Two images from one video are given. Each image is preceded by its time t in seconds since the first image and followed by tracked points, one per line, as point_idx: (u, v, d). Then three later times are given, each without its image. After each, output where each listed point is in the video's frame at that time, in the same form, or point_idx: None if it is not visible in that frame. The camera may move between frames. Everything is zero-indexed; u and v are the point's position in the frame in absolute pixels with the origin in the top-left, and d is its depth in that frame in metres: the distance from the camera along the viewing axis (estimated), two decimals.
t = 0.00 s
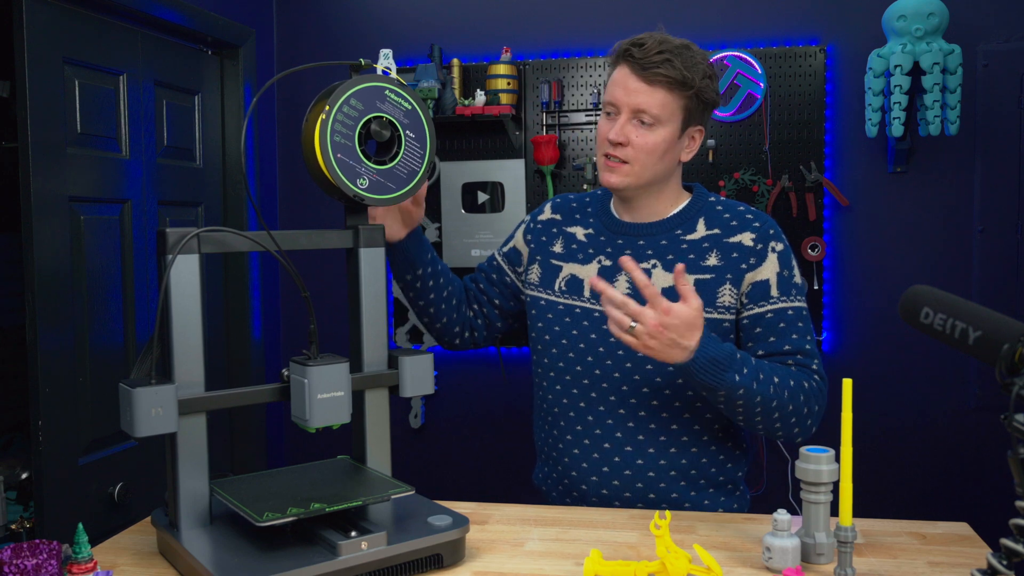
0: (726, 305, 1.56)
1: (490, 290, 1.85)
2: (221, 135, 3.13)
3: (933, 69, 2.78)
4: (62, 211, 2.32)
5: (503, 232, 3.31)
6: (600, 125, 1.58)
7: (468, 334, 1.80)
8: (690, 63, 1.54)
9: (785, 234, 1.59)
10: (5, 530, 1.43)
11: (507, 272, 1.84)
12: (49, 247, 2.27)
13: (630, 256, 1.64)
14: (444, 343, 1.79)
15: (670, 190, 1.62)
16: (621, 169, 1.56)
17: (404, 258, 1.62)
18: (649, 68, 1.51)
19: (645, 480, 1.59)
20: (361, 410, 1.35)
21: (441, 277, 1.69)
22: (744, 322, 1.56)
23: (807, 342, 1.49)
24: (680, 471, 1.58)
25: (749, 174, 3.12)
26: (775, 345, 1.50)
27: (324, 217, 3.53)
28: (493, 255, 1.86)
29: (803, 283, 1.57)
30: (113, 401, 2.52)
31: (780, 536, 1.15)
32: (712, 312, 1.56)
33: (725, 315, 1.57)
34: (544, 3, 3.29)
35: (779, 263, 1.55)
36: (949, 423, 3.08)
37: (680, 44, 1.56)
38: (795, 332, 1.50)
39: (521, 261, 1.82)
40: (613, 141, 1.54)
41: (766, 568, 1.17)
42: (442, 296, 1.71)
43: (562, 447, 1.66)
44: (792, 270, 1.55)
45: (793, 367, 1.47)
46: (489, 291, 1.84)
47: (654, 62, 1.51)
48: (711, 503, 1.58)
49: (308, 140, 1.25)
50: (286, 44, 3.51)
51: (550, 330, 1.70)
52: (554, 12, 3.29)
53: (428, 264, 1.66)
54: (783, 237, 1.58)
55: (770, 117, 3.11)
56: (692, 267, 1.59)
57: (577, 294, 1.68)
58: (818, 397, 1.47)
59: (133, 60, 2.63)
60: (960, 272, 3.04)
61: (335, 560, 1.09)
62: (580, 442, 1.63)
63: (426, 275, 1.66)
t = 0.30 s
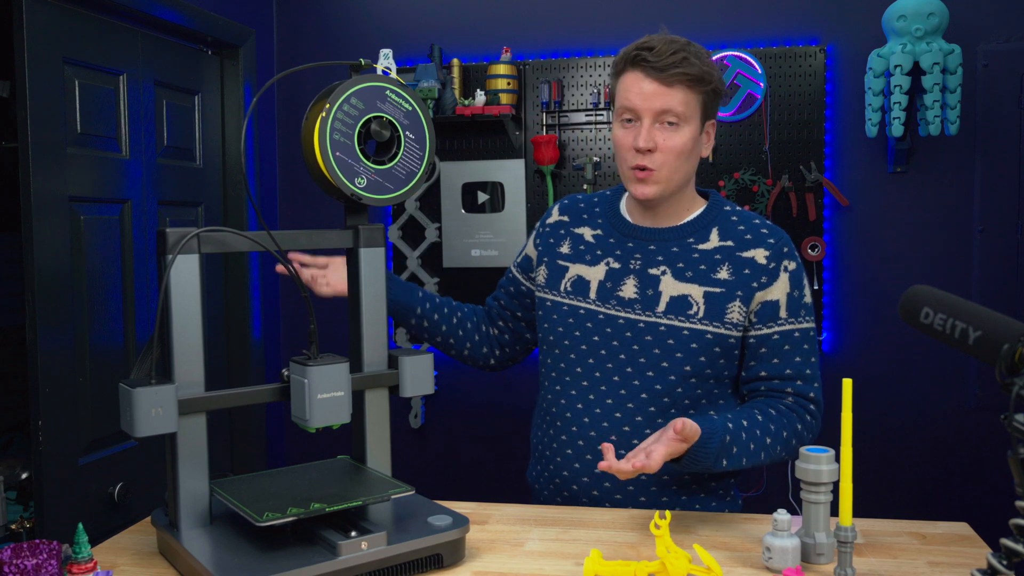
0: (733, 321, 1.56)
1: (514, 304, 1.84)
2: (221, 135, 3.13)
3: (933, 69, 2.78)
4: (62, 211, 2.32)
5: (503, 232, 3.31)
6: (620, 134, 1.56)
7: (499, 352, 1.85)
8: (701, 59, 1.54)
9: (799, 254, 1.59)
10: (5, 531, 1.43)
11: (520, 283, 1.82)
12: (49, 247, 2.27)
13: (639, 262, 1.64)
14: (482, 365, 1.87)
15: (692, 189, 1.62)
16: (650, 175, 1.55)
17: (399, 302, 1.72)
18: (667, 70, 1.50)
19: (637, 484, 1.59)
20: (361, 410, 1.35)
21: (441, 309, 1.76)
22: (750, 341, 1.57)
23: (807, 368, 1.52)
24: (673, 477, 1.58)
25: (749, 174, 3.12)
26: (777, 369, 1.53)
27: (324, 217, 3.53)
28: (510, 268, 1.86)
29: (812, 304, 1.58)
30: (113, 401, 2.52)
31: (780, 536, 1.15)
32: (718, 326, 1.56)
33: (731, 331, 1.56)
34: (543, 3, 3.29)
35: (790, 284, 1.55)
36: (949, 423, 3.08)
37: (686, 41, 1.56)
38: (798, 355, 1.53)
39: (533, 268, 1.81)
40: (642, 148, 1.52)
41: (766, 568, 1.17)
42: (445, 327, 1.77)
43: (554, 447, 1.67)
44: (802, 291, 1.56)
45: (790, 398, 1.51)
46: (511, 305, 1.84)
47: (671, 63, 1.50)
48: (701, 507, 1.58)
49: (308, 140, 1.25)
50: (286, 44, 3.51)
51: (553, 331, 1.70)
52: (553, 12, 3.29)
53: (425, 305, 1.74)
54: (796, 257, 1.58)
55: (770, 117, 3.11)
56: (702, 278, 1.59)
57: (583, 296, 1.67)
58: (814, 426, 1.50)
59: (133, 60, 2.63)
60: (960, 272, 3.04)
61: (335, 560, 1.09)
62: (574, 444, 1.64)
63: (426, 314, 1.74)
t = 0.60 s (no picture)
0: (733, 318, 1.56)
1: (513, 310, 1.86)
2: (221, 135, 3.13)
3: (933, 69, 2.78)
4: (62, 211, 2.32)
5: (503, 231, 3.31)
6: (605, 136, 1.57)
7: (502, 358, 1.85)
8: (679, 56, 1.54)
9: (797, 248, 1.59)
10: (5, 530, 1.43)
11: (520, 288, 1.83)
12: (49, 247, 2.27)
13: (637, 262, 1.64)
14: (486, 372, 1.86)
15: (685, 185, 1.61)
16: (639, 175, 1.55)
17: (403, 313, 1.72)
18: (645, 69, 1.50)
19: (640, 485, 1.59)
20: (360, 410, 1.35)
21: (444, 318, 1.76)
22: (750, 337, 1.57)
23: (808, 362, 1.52)
24: (675, 477, 1.58)
25: (749, 174, 3.12)
26: (777, 364, 1.53)
27: (324, 217, 3.53)
28: (508, 274, 1.87)
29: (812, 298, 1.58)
30: (113, 401, 2.52)
31: (780, 536, 1.15)
32: (718, 324, 1.57)
33: (731, 328, 1.57)
34: (543, 3, 3.29)
35: (789, 278, 1.55)
36: (949, 423, 3.08)
37: (663, 39, 1.56)
38: (798, 350, 1.53)
39: (531, 271, 1.82)
40: (626, 150, 1.53)
41: (766, 568, 1.17)
42: (448, 336, 1.77)
43: (555, 450, 1.67)
44: (801, 285, 1.56)
45: (791, 394, 1.50)
46: (511, 311, 1.85)
47: (648, 62, 1.51)
48: (703, 507, 1.58)
49: (308, 140, 1.25)
50: (286, 44, 3.51)
51: (553, 332, 1.70)
52: (553, 12, 3.29)
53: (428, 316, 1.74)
54: (795, 251, 1.58)
55: (770, 117, 3.11)
56: (701, 276, 1.59)
57: (581, 297, 1.68)
58: (816, 422, 1.49)
59: (133, 60, 2.63)
60: (960, 272, 3.04)
61: (335, 560, 1.09)
62: (575, 447, 1.64)
63: (429, 323, 1.74)
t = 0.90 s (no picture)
0: (732, 320, 1.56)
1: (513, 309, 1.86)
2: (221, 135, 3.13)
3: (933, 69, 2.78)
4: (62, 211, 2.32)
5: (503, 232, 3.31)
6: (606, 135, 1.57)
7: (501, 356, 1.86)
8: (682, 57, 1.54)
9: (797, 251, 1.59)
10: (4, 530, 1.43)
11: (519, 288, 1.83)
12: (50, 247, 2.27)
13: (636, 262, 1.64)
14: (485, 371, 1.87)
15: (684, 187, 1.61)
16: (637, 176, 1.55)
17: (402, 312, 1.72)
18: (647, 70, 1.50)
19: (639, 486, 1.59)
20: (360, 410, 1.35)
21: (443, 317, 1.76)
22: (749, 340, 1.57)
23: (807, 366, 1.52)
24: (674, 478, 1.58)
25: (749, 174, 3.12)
26: (776, 367, 1.53)
27: (324, 217, 3.53)
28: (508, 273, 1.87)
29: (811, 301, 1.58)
30: (113, 401, 2.52)
31: (780, 536, 1.15)
32: (717, 327, 1.57)
33: (730, 331, 1.57)
34: (543, 3, 3.29)
35: (789, 281, 1.55)
36: (949, 423, 3.08)
37: (667, 40, 1.56)
38: (797, 353, 1.53)
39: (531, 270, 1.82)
40: (626, 149, 1.52)
41: (766, 568, 1.17)
42: (447, 336, 1.77)
43: (554, 451, 1.67)
44: (801, 288, 1.56)
45: (789, 398, 1.51)
46: (511, 309, 1.85)
47: (650, 62, 1.51)
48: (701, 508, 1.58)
49: (308, 140, 1.25)
50: (286, 44, 3.51)
51: (552, 332, 1.70)
52: (553, 12, 3.29)
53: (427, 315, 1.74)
54: (795, 254, 1.58)
55: (770, 117, 3.11)
56: (699, 278, 1.58)
57: (580, 297, 1.68)
58: (814, 426, 1.50)
59: (133, 60, 2.63)
60: (960, 272, 3.04)
61: (334, 560, 1.09)
62: (574, 448, 1.63)
63: (429, 323, 1.74)
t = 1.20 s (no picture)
0: (732, 324, 1.56)
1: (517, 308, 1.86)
2: (221, 135, 3.13)
3: (933, 69, 2.78)
4: (62, 210, 2.32)
5: (503, 232, 3.31)
6: (601, 138, 1.57)
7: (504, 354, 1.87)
8: (678, 59, 1.53)
9: (799, 256, 1.58)
10: (4, 531, 1.43)
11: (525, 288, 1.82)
12: (50, 248, 2.27)
13: (637, 262, 1.64)
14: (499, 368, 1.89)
15: (681, 189, 1.60)
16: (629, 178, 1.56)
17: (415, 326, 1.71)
18: (637, 73, 1.49)
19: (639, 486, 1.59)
20: (360, 410, 1.35)
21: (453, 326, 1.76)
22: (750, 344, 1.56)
23: (808, 370, 1.52)
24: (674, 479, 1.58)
25: (749, 173, 3.12)
26: (777, 372, 1.52)
27: (324, 217, 3.53)
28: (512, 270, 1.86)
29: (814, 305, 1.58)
30: (113, 401, 2.52)
31: (779, 536, 1.15)
32: (717, 329, 1.57)
33: (730, 334, 1.57)
34: (543, 3, 3.29)
35: (791, 286, 1.54)
36: (949, 423, 3.08)
37: (664, 41, 1.54)
38: (798, 358, 1.53)
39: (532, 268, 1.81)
40: (616, 152, 1.53)
41: (766, 568, 1.17)
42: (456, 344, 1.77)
43: (553, 449, 1.67)
44: (803, 293, 1.55)
45: (790, 402, 1.50)
46: (517, 307, 1.85)
47: (642, 65, 1.50)
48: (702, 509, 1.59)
49: (308, 140, 1.25)
50: (286, 44, 3.51)
51: (552, 330, 1.70)
52: (554, 12, 3.29)
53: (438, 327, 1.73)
54: (797, 259, 1.57)
55: (770, 117, 3.11)
56: (700, 280, 1.58)
57: (579, 296, 1.68)
58: (817, 428, 1.48)
59: (133, 60, 2.63)
60: (960, 272, 3.04)
61: (334, 560, 1.09)
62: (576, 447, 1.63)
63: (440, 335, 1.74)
